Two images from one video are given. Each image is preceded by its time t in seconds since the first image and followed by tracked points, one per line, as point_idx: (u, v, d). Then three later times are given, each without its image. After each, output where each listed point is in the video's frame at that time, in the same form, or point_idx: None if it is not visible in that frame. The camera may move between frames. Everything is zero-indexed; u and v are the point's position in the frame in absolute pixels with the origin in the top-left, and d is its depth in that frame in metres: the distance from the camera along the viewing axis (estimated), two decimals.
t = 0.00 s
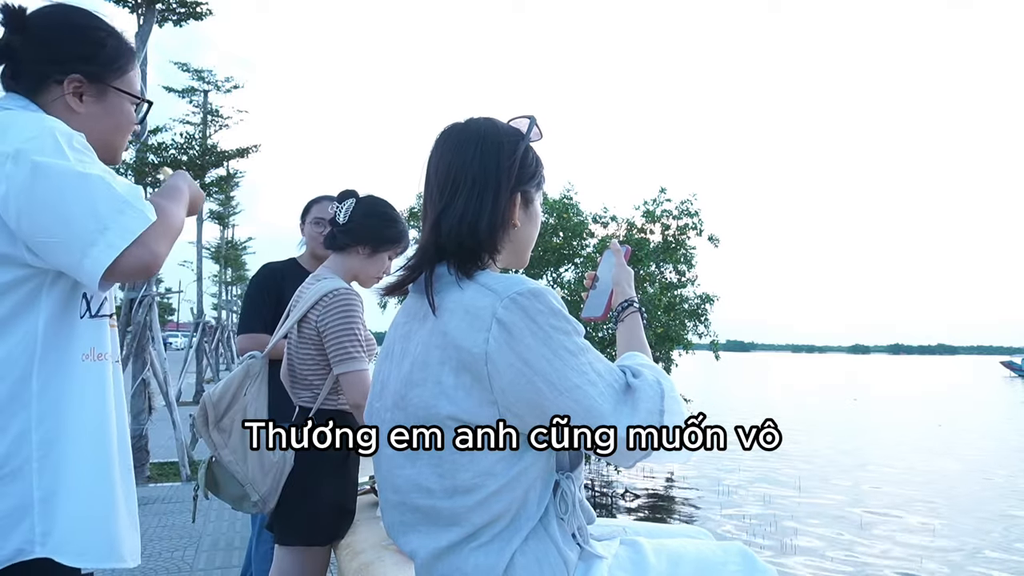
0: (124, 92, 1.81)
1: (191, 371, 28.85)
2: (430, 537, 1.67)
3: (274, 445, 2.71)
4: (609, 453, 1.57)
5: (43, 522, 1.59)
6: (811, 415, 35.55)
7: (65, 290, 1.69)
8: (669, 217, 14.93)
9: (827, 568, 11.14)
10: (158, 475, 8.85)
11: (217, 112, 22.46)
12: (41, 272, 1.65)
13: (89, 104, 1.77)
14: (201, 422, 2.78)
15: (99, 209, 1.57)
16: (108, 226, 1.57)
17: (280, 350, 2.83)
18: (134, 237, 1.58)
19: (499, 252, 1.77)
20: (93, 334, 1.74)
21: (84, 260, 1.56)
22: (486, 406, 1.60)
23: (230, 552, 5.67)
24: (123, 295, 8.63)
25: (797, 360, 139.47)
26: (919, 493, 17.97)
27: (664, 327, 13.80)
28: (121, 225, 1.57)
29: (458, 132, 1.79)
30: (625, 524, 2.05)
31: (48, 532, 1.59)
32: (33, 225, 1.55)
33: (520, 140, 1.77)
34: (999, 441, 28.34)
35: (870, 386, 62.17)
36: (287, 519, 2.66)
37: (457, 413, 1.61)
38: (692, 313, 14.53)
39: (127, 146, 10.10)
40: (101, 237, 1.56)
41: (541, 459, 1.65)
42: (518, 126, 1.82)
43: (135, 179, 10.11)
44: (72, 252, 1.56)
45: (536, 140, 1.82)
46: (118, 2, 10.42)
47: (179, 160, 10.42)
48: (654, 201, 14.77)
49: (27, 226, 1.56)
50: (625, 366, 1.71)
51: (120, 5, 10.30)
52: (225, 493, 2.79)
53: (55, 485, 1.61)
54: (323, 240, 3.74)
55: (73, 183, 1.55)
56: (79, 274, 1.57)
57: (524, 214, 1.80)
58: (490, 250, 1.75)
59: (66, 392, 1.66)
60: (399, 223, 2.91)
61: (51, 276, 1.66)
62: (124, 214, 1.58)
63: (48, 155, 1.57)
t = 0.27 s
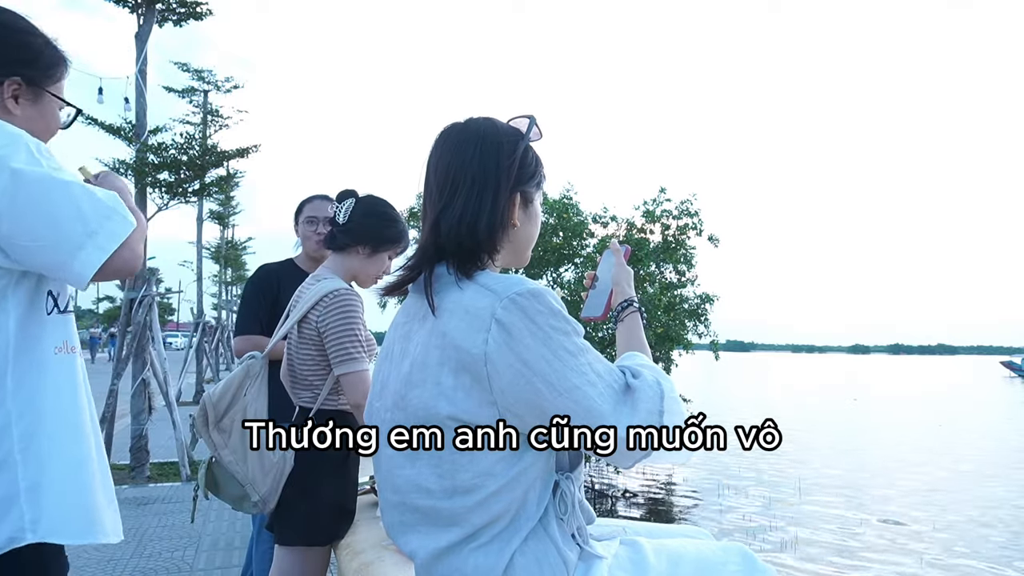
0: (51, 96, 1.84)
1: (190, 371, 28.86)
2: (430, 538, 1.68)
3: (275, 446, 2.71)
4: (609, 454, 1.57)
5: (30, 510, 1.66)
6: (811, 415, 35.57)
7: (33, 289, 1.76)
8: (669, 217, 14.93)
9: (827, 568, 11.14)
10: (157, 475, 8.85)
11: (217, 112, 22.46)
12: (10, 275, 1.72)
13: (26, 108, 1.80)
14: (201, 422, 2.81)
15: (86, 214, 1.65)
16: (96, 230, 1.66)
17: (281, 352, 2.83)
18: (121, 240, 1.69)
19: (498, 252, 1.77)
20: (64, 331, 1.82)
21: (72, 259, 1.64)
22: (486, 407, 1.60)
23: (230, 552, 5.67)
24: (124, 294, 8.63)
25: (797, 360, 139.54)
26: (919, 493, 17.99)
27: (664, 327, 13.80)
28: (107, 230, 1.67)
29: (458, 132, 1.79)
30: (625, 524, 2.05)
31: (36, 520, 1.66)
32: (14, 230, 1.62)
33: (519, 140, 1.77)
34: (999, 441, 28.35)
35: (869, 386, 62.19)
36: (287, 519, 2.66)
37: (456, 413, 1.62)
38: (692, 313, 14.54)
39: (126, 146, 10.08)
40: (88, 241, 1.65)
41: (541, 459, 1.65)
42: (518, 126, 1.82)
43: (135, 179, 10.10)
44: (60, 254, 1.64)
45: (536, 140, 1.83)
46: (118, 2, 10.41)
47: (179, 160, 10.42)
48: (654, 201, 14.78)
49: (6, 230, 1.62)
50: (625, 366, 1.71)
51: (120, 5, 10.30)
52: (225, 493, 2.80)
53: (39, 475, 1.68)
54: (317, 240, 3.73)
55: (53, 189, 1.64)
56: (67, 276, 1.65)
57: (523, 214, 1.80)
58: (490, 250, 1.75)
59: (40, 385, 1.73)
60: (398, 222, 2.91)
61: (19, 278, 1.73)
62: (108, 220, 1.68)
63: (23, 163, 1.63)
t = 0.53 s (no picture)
0: None
1: (190, 371, 28.88)
2: (430, 538, 1.68)
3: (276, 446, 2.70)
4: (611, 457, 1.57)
5: None
6: (811, 415, 35.55)
7: None
8: (669, 218, 14.94)
9: (827, 568, 11.14)
10: (158, 475, 8.85)
11: (217, 112, 22.46)
12: None
13: None
14: (201, 421, 2.86)
15: (52, 233, 2.15)
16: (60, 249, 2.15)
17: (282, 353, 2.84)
18: (83, 255, 2.20)
19: (497, 252, 1.77)
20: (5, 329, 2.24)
21: (43, 271, 2.12)
22: (485, 408, 1.60)
23: (230, 552, 5.67)
24: (125, 294, 8.64)
25: (798, 360, 139.52)
26: (919, 493, 17.98)
27: (664, 327, 13.80)
28: (70, 246, 2.17)
29: (458, 132, 1.79)
30: (626, 524, 2.05)
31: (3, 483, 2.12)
32: None
33: (519, 139, 1.77)
34: (999, 441, 28.33)
35: (869, 387, 62.18)
36: (288, 519, 2.66)
37: (456, 413, 1.62)
38: (692, 313, 14.54)
39: (126, 147, 10.08)
40: (55, 256, 2.14)
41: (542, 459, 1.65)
42: (518, 125, 1.83)
43: (135, 179, 10.10)
44: (31, 267, 2.11)
45: (536, 140, 1.83)
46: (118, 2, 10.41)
47: (179, 160, 10.42)
48: (654, 201, 14.78)
49: None
50: (625, 367, 1.71)
51: (120, 5, 10.31)
52: (224, 492, 2.79)
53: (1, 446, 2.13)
54: (317, 240, 3.73)
55: (23, 216, 2.10)
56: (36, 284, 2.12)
57: (523, 214, 1.80)
58: (490, 250, 1.75)
59: None
60: (399, 222, 2.91)
61: None
62: (71, 238, 2.19)
63: None
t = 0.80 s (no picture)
0: None
1: (190, 371, 28.88)
2: (428, 538, 1.68)
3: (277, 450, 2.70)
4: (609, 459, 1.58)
5: None
6: (812, 415, 35.53)
7: None
8: (669, 217, 14.93)
9: (827, 568, 11.12)
10: (158, 475, 8.85)
11: (217, 112, 22.46)
12: None
13: None
14: (201, 421, 2.88)
15: (22, 237, 2.50)
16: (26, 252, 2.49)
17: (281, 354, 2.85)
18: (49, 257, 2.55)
19: (498, 252, 1.78)
20: None
21: (16, 270, 2.44)
22: (484, 409, 1.60)
23: (230, 552, 5.68)
24: (125, 295, 8.64)
25: (798, 360, 139.52)
26: (919, 493, 17.96)
27: (664, 327, 13.81)
28: (36, 250, 2.52)
29: (457, 132, 1.80)
30: (626, 523, 2.05)
31: None
32: None
33: (519, 139, 1.77)
34: (999, 441, 28.30)
35: (869, 387, 62.15)
36: (288, 519, 2.67)
37: (454, 414, 1.62)
38: (692, 313, 14.54)
39: (126, 147, 10.08)
40: (24, 258, 2.47)
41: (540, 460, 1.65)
42: (518, 125, 1.83)
43: (135, 179, 10.10)
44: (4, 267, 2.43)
45: (534, 139, 1.83)
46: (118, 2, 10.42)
47: (179, 160, 10.42)
48: (654, 201, 14.77)
49: None
50: (625, 369, 1.71)
51: (120, 6, 10.31)
52: (224, 493, 2.80)
53: None
54: (319, 240, 3.74)
55: None
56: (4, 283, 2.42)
57: (524, 213, 1.81)
58: (490, 251, 1.75)
59: None
60: (398, 222, 2.91)
61: None
62: (37, 242, 2.53)
63: None
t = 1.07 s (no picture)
0: None
1: (191, 371, 28.89)
2: (428, 537, 1.68)
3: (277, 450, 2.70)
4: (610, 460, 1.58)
5: None
6: (812, 415, 35.54)
7: None
8: (669, 217, 14.93)
9: (828, 569, 11.11)
10: (158, 475, 8.85)
11: (217, 113, 22.47)
12: None
13: None
14: (201, 422, 2.88)
15: (9, 238, 2.44)
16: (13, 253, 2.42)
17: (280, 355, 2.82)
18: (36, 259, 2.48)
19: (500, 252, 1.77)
20: None
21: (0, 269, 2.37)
22: (484, 410, 1.60)
23: (230, 552, 5.68)
24: (125, 295, 8.64)
25: (797, 360, 139.52)
26: (920, 493, 17.95)
27: (664, 327, 13.81)
28: (24, 251, 2.45)
29: (459, 131, 1.79)
30: (626, 524, 2.05)
31: None
32: None
33: (517, 138, 1.77)
34: (999, 441, 28.30)
35: (868, 387, 62.17)
36: (289, 519, 2.67)
37: (456, 414, 1.62)
38: (692, 313, 14.53)
39: (126, 147, 10.08)
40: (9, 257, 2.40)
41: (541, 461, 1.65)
42: (514, 122, 1.83)
43: (134, 179, 10.10)
44: None
45: (533, 137, 1.83)
46: (118, 2, 10.41)
47: (179, 160, 10.41)
48: (654, 201, 14.77)
49: None
50: (626, 374, 1.71)
51: (120, 6, 10.31)
52: (224, 493, 2.80)
53: None
54: (320, 241, 3.73)
55: None
56: None
57: (526, 213, 1.80)
58: (498, 250, 1.75)
59: None
60: (398, 222, 2.91)
61: None
62: (24, 244, 2.47)
63: None
